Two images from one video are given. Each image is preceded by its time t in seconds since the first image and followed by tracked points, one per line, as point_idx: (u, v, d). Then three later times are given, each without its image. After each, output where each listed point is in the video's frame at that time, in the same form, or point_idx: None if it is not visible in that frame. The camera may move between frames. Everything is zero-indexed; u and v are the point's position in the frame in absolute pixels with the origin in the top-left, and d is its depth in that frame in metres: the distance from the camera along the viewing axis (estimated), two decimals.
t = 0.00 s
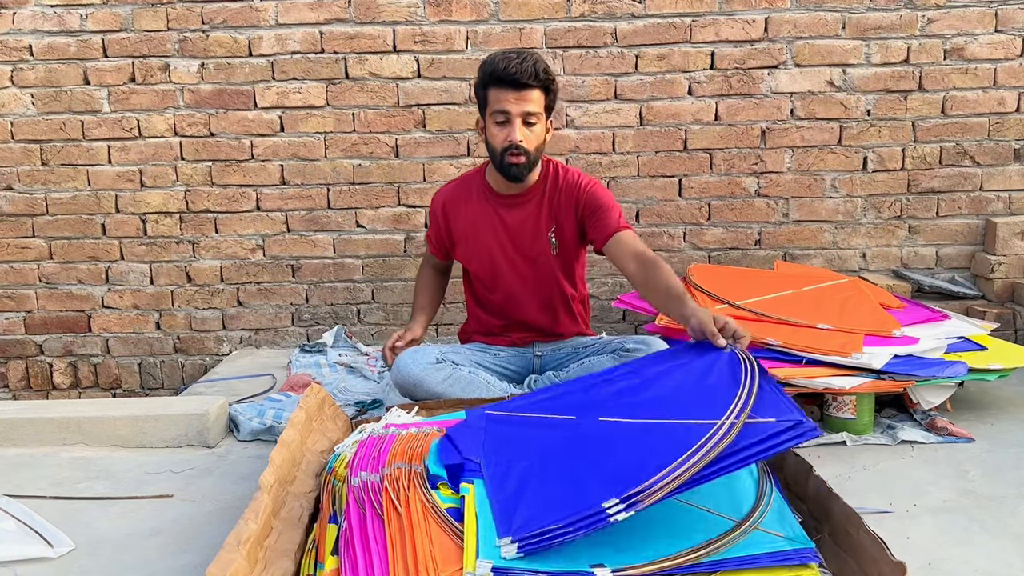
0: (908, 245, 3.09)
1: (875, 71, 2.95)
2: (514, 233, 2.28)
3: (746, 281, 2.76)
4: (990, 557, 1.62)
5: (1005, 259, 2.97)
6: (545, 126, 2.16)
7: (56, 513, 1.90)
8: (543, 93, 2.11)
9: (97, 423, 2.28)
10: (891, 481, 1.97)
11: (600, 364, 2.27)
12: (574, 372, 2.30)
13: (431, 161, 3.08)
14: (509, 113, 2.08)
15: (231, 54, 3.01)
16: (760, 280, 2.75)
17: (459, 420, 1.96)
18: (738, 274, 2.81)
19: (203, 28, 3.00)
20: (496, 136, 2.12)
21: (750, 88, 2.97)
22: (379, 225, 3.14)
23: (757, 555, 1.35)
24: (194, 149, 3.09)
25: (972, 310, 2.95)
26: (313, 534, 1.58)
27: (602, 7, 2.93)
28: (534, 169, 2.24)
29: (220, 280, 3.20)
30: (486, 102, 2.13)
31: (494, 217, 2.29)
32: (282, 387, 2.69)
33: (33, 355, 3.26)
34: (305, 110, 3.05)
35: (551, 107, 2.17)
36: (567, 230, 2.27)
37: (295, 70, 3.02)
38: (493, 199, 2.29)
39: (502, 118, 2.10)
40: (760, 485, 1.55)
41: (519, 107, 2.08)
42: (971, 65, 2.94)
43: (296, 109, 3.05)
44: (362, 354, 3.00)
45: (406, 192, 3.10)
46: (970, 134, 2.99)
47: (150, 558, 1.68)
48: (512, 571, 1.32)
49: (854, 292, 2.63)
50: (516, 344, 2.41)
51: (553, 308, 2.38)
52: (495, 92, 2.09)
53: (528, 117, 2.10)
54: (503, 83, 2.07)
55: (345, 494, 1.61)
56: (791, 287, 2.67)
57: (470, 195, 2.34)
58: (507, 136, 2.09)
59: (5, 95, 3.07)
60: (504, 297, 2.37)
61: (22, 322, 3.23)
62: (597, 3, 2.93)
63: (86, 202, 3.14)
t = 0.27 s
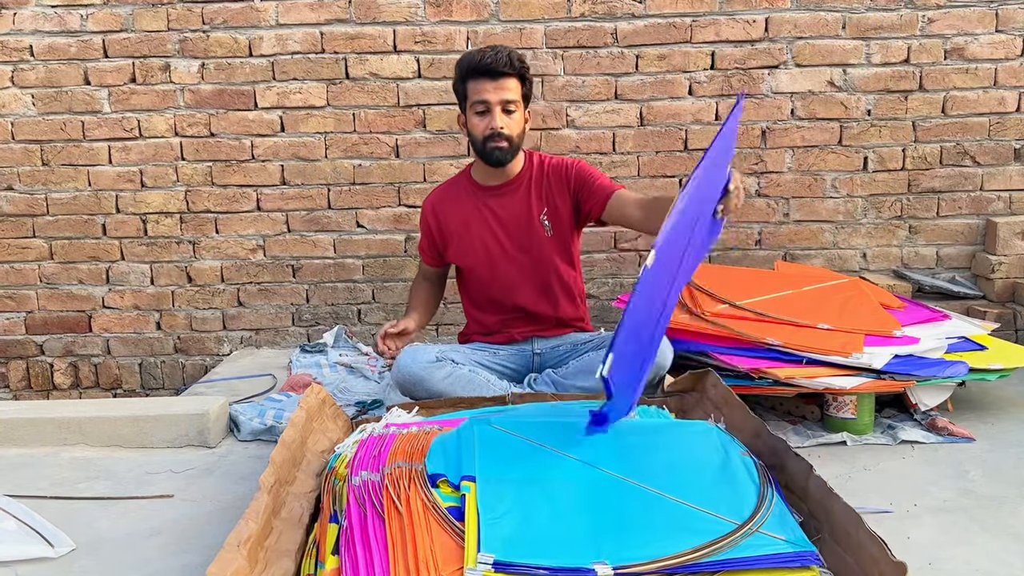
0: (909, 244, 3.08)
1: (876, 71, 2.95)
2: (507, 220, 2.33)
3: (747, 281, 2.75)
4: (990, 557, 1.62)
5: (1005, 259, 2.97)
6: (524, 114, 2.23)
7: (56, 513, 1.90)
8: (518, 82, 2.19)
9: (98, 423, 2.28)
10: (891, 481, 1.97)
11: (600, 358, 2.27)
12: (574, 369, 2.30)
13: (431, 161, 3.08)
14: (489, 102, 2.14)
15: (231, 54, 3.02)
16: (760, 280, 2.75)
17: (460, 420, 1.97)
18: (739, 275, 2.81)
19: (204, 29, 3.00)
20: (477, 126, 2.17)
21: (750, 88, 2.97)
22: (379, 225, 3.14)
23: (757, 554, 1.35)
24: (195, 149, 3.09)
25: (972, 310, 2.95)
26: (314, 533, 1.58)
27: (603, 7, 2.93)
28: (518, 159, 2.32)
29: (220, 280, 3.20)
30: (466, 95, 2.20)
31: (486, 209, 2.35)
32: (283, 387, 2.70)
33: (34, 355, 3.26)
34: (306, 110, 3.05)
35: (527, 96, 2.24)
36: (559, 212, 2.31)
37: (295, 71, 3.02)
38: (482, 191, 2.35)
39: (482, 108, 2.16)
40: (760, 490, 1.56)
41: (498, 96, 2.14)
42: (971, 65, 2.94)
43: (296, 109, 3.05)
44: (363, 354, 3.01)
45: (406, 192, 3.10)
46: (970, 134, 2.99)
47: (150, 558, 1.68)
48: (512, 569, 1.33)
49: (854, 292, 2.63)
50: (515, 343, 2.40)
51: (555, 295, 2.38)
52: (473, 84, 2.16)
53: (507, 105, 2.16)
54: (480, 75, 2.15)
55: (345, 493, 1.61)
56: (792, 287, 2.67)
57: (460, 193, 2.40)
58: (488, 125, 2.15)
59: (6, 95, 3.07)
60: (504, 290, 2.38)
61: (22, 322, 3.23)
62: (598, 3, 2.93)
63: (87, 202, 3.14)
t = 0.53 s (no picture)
0: (909, 244, 3.08)
1: (876, 71, 2.95)
2: (511, 212, 2.32)
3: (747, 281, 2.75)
4: (991, 556, 1.62)
5: (1006, 259, 2.97)
6: (522, 104, 2.22)
7: (58, 513, 1.90)
8: (515, 73, 2.19)
9: (99, 423, 2.28)
10: (892, 481, 1.97)
11: (600, 356, 2.28)
12: (574, 368, 2.31)
13: (431, 162, 3.08)
14: (489, 91, 2.13)
15: (232, 55, 3.02)
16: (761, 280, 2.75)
17: (460, 420, 1.97)
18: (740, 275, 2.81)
19: (205, 29, 3.00)
20: (477, 116, 2.15)
21: (750, 88, 2.98)
22: (380, 225, 3.14)
23: (758, 554, 1.35)
24: (195, 149, 3.09)
25: (973, 310, 2.95)
26: (315, 534, 1.59)
27: (603, 7, 2.93)
28: (518, 153, 2.33)
29: (221, 281, 3.20)
30: (464, 89, 2.18)
31: (489, 202, 2.34)
32: (284, 387, 2.70)
33: (35, 356, 3.26)
34: (307, 110, 3.05)
35: (524, 89, 2.24)
36: (562, 202, 2.32)
37: (296, 71, 3.02)
38: (485, 186, 2.35)
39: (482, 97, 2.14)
40: (761, 491, 1.56)
41: (498, 85, 2.13)
42: (972, 65, 2.94)
43: (297, 109, 3.05)
44: (364, 354, 3.01)
45: (406, 192, 3.11)
46: (971, 134, 2.99)
47: (151, 558, 1.68)
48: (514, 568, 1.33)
49: (854, 291, 2.63)
50: (515, 343, 2.39)
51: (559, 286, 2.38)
52: (471, 75, 2.15)
53: (506, 93, 2.15)
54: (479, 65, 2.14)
55: (346, 494, 1.61)
56: (792, 287, 2.67)
57: (461, 189, 2.40)
58: (488, 113, 2.13)
59: (6, 95, 3.07)
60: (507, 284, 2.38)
61: (23, 323, 3.23)
62: (598, 4, 2.93)
63: (87, 202, 3.15)
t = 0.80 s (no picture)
0: (910, 245, 3.08)
1: (877, 71, 2.95)
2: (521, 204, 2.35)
3: (748, 281, 2.75)
4: (992, 557, 1.62)
5: (1007, 259, 2.96)
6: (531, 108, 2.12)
7: (58, 514, 1.90)
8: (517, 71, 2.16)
9: (99, 424, 2.28)
10: (893, 481, 1.97)
11: (601, 356, 2.27)
12: (575, 368, 2.31)
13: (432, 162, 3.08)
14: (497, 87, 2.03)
15: (232, 55, 3.02)
16: (761, 281, 2.75)
17: (461, 420, 1.97)
18: (740, 275, 2.81)
19: (205, 30, 3.00)
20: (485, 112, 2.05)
21: (751, 89, 2.97)
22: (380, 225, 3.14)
23: (760, 556, 1.35)
24: (196, 150, 3.09)
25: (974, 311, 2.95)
26: (316, 534, 1.59)
27: (604, 8, 2.93)
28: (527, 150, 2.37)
29: (222, 281, 3.20)
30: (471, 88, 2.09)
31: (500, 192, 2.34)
32: (284, 388, 2.70)
33: (35, 356, 3.26)
34: (307, 111, 3.05)
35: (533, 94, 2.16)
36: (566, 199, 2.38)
37: (297, 72, 3.02)
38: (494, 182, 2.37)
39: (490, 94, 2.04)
40: (762, 491, 1.55)
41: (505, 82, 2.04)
42: (973, 65, 2.94)
43: (298, 110, 3.05)
44: (364, 355, 3.01)
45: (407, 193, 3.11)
46: (972, 135, 2.99)
47: (152, 559, 1.68)
48: (515, 569, 1.33)
49: (855, 292, 2.64)
50: (515, 343, 2.39)
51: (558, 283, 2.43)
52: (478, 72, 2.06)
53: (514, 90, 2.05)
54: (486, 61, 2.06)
55: (347, 494, 1.61)
56: (792, 288, 2.67)
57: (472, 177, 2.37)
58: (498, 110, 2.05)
59: (7, 96, 3.07)
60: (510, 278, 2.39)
61: (23, 323, 3.23)
62: (598, 4, 2.93)
63: (88, 203, 3.15)
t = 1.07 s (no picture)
0: (910, 246, 3.08)
1: (877, 72, 2.95)
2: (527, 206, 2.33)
3: (748, 281, 2.76)
4: (992, 557, 1.62)
5: (1008, 260, 2.97)
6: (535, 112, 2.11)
7: (59, 515, 1.90)
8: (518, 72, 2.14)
9: (100, 425, 2.28)
10: (893, 482, 1.97)
11: (602, 360, 2.28)
12: (576, 371, 2.31)
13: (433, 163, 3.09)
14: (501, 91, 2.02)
15: (233, 57, 3.02)
16: (761, 281, 2.75)
17: (462, 421, 1.97)
18: (740, 276, 2.82)
19: (206, 31, 3.01)
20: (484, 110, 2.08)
21: (751, 89, 2.98)
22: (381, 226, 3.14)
23: (760, 556, 1.35)
24: (197, 151, 3.10)
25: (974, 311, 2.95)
26: (317, 535, 1.59)
27: (604, 9, 2.94)
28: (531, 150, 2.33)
29: (223, 282, 3.20)
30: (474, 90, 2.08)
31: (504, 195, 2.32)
32: (285, 389, 2.70)
33: (36, 357, 3.27)
34: (308, 112, 3.06)
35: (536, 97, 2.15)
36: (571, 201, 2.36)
37: (297, 73, 3.02)
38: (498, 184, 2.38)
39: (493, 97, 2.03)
40: (762, 492, 1.56)
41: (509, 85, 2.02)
42: (973, 66, 2.94)
43: (298, 111, 3.06)
44: (365, 356, 3.01)
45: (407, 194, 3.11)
46: (972, 135, 2.99)
47: (153, 559, 1.68)
48: (515, 570, 1.33)
49: (854, 292, 2.65)
50: (516, 345, 2.39)
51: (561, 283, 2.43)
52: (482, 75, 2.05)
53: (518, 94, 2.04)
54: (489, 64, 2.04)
55: (348, 495, 1.61)
56: (792, 288, 2.68)
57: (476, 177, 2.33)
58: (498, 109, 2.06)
59: (8, 98, 3.07)
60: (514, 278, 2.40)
61: (24, 325, 3.24)
62: (599, 5, 2.93)
63: (89, 204, 3.15)
